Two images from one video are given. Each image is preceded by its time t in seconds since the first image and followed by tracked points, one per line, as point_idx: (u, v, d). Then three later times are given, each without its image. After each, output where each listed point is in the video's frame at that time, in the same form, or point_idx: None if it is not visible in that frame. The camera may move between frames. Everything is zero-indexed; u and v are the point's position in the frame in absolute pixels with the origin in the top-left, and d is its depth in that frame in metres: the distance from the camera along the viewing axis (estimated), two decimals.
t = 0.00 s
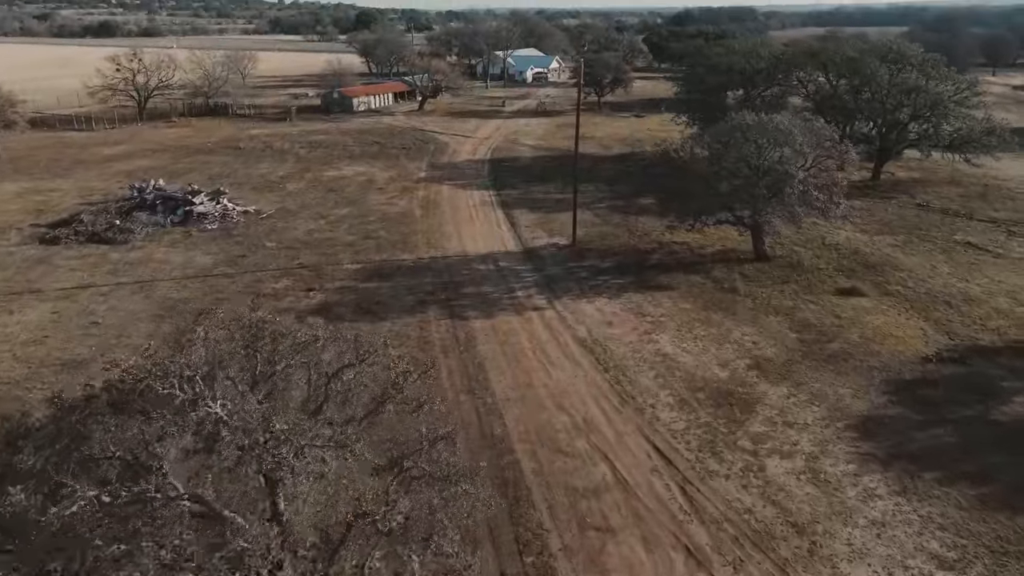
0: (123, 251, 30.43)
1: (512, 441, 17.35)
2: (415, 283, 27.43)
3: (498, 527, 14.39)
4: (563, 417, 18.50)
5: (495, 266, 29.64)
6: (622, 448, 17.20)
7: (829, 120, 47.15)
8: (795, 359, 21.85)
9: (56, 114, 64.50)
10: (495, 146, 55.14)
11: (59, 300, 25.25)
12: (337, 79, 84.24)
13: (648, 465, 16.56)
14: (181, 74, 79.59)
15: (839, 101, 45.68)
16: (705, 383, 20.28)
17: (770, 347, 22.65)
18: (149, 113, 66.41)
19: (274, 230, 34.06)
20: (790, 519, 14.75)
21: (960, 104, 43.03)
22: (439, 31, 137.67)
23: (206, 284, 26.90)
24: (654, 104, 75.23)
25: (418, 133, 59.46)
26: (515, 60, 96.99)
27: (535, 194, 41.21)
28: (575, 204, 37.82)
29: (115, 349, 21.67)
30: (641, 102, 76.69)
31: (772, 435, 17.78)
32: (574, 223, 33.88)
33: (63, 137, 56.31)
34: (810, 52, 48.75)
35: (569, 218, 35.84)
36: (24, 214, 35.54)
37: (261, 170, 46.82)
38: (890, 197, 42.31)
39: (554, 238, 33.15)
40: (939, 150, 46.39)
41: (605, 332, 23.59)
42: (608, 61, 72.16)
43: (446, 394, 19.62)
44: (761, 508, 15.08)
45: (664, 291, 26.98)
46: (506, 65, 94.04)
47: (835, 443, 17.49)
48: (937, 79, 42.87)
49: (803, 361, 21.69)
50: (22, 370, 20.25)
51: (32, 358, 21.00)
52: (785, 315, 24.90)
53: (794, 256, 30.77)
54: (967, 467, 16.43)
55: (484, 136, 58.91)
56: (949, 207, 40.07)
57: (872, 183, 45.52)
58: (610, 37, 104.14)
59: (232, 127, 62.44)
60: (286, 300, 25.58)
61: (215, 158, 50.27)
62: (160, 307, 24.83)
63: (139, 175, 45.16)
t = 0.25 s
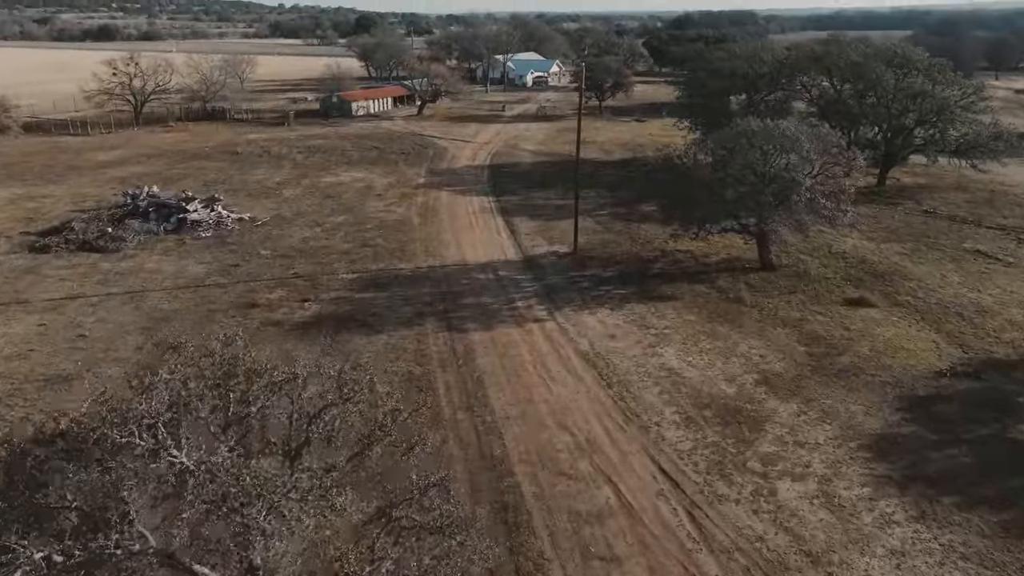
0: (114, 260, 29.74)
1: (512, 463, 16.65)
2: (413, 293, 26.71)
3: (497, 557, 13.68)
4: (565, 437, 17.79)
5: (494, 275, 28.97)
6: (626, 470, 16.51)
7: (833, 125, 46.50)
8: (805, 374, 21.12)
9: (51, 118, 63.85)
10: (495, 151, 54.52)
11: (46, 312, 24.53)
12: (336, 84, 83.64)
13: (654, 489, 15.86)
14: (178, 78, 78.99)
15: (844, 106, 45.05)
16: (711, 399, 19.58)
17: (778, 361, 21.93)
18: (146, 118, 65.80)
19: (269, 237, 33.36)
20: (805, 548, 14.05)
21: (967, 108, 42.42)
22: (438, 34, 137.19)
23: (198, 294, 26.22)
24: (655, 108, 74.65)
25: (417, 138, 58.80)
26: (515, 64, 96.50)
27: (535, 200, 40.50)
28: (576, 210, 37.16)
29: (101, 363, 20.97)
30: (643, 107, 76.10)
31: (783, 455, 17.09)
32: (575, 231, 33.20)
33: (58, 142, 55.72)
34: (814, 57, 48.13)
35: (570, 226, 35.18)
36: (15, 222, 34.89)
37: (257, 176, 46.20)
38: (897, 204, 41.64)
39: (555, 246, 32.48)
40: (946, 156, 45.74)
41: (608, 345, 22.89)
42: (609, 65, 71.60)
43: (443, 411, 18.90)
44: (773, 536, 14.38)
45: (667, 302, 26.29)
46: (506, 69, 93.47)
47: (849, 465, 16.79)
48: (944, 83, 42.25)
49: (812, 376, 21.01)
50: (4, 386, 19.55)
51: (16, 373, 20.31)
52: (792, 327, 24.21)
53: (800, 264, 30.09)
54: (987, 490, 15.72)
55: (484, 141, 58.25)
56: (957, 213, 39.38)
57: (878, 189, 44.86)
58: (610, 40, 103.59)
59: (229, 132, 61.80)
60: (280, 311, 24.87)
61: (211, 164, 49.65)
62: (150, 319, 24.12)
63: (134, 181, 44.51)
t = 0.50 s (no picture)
0: (105, 270, 29.06)
1: (512, 487, 15.94)
2: (410, 304, 26.03)
3: None
4: (567, 458, 17.07)
5: (494, 284, 28.27)
6: (632, 494, 15.79)
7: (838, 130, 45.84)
8: (815, 390, 20.38)
9: (46, 123, 63.21)
10: (495, 156, 53.83)
11: (32, 323, 23.85)
12: (334, 88, 83.02)
13: (661, 515, 15.15)
14: (176, 83, 78.37)
15: (849, 110, 44.39)
16: (719, 417, 18.87)
17: (787, 376, 21.22)
18: (143, 123, 65.17)
19: (264, 246, 32.68)
20: None
21: (975, 113, 41.84)
22: (438, 39, 136.63)
23: (189, 305, 25.53)
24: (657, 112, 73.99)
25: (416, 143, 58.16)
26: (515, 68, 95.88)
27: (535, 207, 39.83)
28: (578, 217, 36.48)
29: (87, 379, 20.27)
30: (644, 111, 75.45)
31: (795, 478, 16.38)
32: (576, 239, 32.53)
33: (53, 147, 55.05)
34: (818, 61, 47.49)
35: (571, 233, 34.49)
36: (4, 229, 34.20)
37: (253, 182, 45.50)
38: (903, 210, 40.96)
39: (556, 255, 31.79)
40: (952, 161, 45.09)
41: (611, 359, 22.18)
42: (610, 69, 70.97)
43: (440, 430, 18.18)
44: (788, 566, 13.67)
45: (672, 313, 25.59)
46: (506, 73, 92.84)
47: (864, 488, 16.06)
48: (950, 88, 41.60)
49: (823, 391, 20.29)
50: None
51: None
52: (801, 340, 23.51)
53: (807, 274, 29.39)
54: (1011, 516, 15.01)
55: (484, 146, 57.62)
56: (965, 220, 38.72)
57: (883, 195, 44.18)
58: (610, 45, 102.97)
59: (226, 137, 61.16)
60: (274, 323, 24.19)
61: (207, 170, 48.98)
62: (139, 331, 23.45)
63: (128, 187, 43.83)
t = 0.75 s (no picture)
0: (95, 279, 28.38)
1: (511, 512, 15.22)
2: (407, 315, 25.32)
3: None
4: (570, 480, 16.34)
5: (493, 295, 27.58)
6: (638, 521, 15.06)
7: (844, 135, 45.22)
8: (826, 407, 19.64)
9: (41, 128, 62.58)
10: (495, 161, 53.19)
11: (18, 336, 23.15)
12: (333, 93, 82.44)
13: (668, 543, 14.42)
14: (173, 87, 77.78)
15: (854, 116, 43.76)
16: (728, 436, 18.14)
17: (797, 392, 20.48)
18: (140, 127, 64.55)
19: (259, 254, 31.99)
20: None
21: (983, 118, 41.20)
22: (438, 42, 136.12)
23: (180, 317, 24.84)
24: (658, 116, 73.40)
25: (415, 148, 57.50)
26: (516, 72, 95.33)
27: (536, 213, 39.13)
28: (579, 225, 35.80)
29: (71, 395, 19.55)
30: (645, 115, 74.87)
31: (808, 502, 15.64)
32: (578, 247, 31.86)
33: (47, 153, 54.38)
34: (822, 65, 46.88)
35: (572, 241, 33.83)
36: None
37: (250, 188, 44.88)
38: (910, 217, 40.31)
39: (557, 263, 31.11)
40: (959, 167, 44.45)
41: (615, 373, 21.47)
42: (611, 74, 70.39)
43: (437, 450, 17.45)
44: None
45: (677, 324, 24.90)
46: (507, 76, 92.32)
47: (880, 512, 15.33)
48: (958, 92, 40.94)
49: (834, 408, 19.57)
50: None
51: None
52: (810, 353, 22.81)
53: (815, 284, 28.70)
54: None
55: (484, 151, 56.96)
56: (974, 227, 38.03)
57: (889, 201, 43.54)
58: (611, 48, 102.41)
59: (223, 142, 60.53)
60: (266, 335, 23.48)
61: (203, 175, 48.33)
62: (128, 344, 22.75)
63: (122, 193, 43.16)
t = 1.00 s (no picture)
0: (85, 289, 27.71)
1: (512, 539, 14.53)
2: (404, 327, 24.64)
3: None
4: (573, 504, 15.65)
5: (493, 305, 26.91)
6: (645, 548, 14.35)
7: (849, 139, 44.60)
8: (838, 424, 18.92)
9: (37, 132, 61.96)
10: (495, 166, 52.56)
11: (3, 349, 22.47)
12: (332, 97, 81.88)
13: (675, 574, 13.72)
14: (170, 91, 77.19)
15: (859, 120, 43.13)
16: (737, 456, 17.42)
17: (807, 408, 19.78)
18: (136, 132, 63.93)
19: (254, 262, 31.29)
20: None
21: (991, 123, 40.60)
22: (438, 46, 135.58)
23: (171, 329, 24.17)
24: (659, 121, 72.84)
25: (414, 153, 56.85)
26: (515, 76, 94.81)
27: (536, 220, 38.45)
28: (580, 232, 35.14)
29: (55, 412, 18.86)
30: (646, 119, 74.32)
31: (822, 528, 14.92)
32: (579, 256, 31.20)
33: (41, 158, 53.73)
34: (826, 69, 46.27)
35: (573, 249, 33.17)
36: None
37: (246, 194, 44.23)
38: (917, 224, 39.66)
39: (558, 272, 30.44)
40: (966, 173, 43.81)
41: (618, 388, 20.77)
42: (611, 78, 69.83)
43: (434, 471, 16.73)
44: None
45: (681, 336, 24.23)
46: (506, 80, 91.78)
47: (898, 539, 14.62)
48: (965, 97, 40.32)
49: (846, 426, 18.86)
50: None
51: None
52: (820, 366, 22.12)
53: (822, 294, 28.01)
54: None
55: (483, 156, 56.28)
56: (982, 234, 37.35)
57: (895, 207, 42.91)
58: (611, 52, 101.97)
59: (220, 147, 59.84)
60: (259, 348, 22.78)
61: (198, 181, 47.69)
62: (116, 357, 22.05)
63: (116, 199, 42.50)
